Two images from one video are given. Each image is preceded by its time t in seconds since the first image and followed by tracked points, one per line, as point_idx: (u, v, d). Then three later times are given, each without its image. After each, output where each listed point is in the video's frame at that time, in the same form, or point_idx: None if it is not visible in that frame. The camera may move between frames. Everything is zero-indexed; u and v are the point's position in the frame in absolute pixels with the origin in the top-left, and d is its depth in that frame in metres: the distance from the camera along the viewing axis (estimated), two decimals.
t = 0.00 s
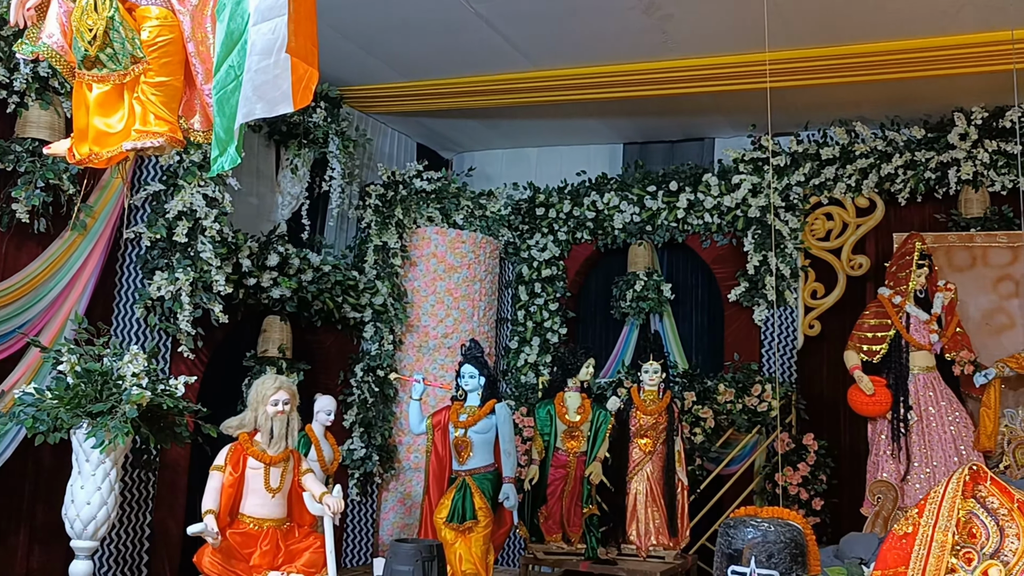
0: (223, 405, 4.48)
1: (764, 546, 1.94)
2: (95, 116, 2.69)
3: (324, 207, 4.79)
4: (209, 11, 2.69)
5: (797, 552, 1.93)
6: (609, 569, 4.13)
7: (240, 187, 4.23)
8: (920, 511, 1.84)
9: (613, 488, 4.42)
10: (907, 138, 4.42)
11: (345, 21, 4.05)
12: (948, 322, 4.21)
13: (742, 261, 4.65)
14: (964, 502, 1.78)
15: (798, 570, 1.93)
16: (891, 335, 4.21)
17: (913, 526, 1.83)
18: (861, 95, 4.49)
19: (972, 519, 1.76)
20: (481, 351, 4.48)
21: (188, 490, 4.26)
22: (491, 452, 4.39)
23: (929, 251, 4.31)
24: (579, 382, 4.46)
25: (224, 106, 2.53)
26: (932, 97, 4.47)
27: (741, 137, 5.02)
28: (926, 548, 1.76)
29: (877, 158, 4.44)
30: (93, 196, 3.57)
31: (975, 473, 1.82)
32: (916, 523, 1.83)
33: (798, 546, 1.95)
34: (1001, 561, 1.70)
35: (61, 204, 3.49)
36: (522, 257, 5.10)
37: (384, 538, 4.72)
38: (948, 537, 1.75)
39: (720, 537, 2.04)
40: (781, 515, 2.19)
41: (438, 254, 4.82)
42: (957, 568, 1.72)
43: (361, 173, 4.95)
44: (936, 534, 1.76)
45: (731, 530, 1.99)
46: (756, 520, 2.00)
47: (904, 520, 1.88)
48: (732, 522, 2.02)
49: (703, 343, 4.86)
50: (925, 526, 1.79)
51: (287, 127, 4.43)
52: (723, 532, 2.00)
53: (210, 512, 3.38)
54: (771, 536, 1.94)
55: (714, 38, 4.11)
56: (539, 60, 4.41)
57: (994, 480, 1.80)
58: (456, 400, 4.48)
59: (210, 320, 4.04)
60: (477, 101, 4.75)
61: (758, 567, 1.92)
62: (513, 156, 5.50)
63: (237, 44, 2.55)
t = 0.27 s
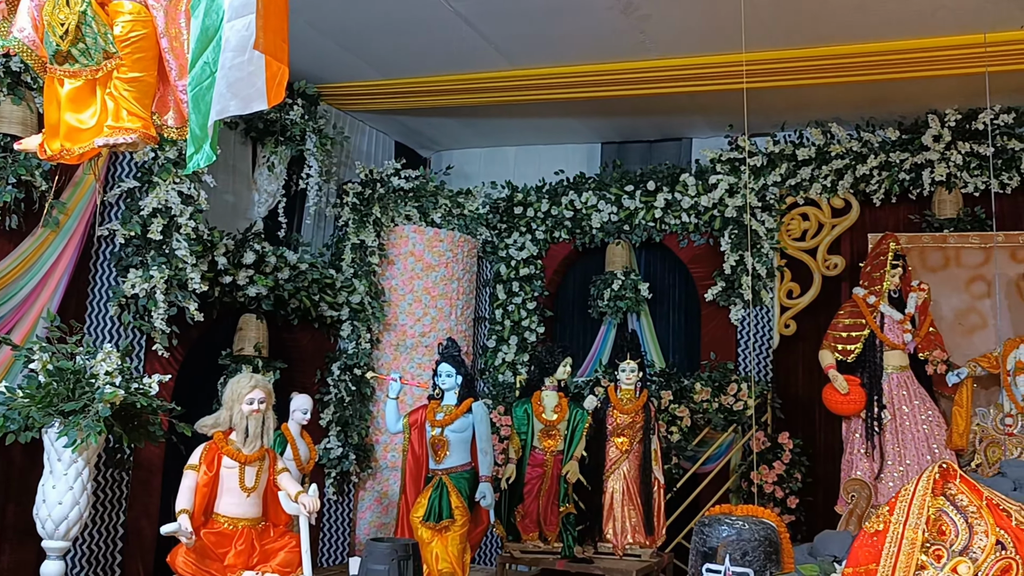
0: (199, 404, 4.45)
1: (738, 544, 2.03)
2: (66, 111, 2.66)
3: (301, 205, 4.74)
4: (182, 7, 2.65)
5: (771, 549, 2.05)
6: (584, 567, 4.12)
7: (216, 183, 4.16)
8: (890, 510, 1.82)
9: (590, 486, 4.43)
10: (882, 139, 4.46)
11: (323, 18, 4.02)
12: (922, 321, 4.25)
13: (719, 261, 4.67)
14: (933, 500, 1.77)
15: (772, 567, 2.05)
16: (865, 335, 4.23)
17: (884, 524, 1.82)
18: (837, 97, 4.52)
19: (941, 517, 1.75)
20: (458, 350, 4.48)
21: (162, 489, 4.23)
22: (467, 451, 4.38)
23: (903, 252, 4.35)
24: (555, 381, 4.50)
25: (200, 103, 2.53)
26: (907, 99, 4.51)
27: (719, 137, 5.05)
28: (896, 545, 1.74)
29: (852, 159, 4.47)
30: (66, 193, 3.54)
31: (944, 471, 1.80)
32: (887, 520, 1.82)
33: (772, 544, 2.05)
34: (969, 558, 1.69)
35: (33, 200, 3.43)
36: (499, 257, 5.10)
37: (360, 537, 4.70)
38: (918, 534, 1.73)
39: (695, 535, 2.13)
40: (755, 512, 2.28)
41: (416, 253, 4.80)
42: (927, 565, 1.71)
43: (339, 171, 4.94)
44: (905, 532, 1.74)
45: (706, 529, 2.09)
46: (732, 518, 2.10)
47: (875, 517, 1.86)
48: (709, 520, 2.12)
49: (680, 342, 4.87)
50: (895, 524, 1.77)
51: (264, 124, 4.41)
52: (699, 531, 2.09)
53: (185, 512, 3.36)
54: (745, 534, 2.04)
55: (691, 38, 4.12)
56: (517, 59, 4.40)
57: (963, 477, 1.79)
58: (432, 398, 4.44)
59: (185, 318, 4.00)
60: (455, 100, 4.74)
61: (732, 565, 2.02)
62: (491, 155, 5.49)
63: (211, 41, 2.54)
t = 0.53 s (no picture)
0: (175, 403, 4.41)
1: (714, 541, 2.09)
2: (40, 107, 2.62)
3: (279, 202, 4.72)
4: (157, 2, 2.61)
5: (747, 547, 2.09)
6: (562, 566, 4.12)
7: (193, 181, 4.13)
8: (864, 507, 1.93)
9: (568, 485, 4.42)
10: (858, 140, 4.51)
11: (301, 14, 4.00)
12: (897, 321, 4.28)
13: (697, 260, 4.69)
14: (906, 498, 1.90)
15: (748, 565, 2.09)
16: (841, 334, 4.27)
17: (858, 521, 1.91)
18: (815, 98, 4.55)
19: (913, 514, 1.87)
20: (437, 349, 4.47)
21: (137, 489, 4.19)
22: (446, 450, 4.38)
23: (879, 252, 4.38)
24: (535, 380, 4.48)
25: (177, 100, 2.50)
26: (883, 101, 4.54)
27: (697, 137, 5.07)
28: (869, 543, 1.84)
29: (830, 159, 4.49)
30: (40, 189, 3.50)
31: (916, 470, 1.95)
32: (860, 518, 1.91)
33: (747, 541, 2.11)
34: (941, 554, 1.79)
35: (6, 197, 3.39)
36: (478, 255, 5.09)
37: (338, 537, 4.65)
38: (890, 531, 1.84)
39: (671, 533, 2.18)
40: (731, 511, 2.35)
41: (395, 251, 4.79)
42: (899, 562, 1.81)
43: (317, 169, 4.91)
44: (879, 529, 1.85)
45: (683, 527, 2.13)
46: (708, 516, 2.15)
47: (848, 516, 1.96)
48: (685, 519, 2.17)
49: (658, 342, 4.89)
50: (869, 521, 1.88)
51: (242, 121, 4.35)
52: (676, 529, 2.13)
53: (160, 512, 3.31)
54: (722, 532, 2.10)
55: (671, 38, 4.13)
56: (497, 57, 4.40)
57: (934, 475, 1.93)
58: (411, 398, 4.45)
59: (161, 316, 3.96)
60: (434, 98, 4.73)
61: (708, 562, 2.06)
62: (471, 154, 5.48)
63: (188, 36, 2.51)
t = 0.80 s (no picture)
0: (152, 402, 4.36)
1: (693, 539, 2.17)
2: (15, 103, 2.59)
3: (259, 200, 4.68)
4: None
5: (725, 544, 2.18)
6: (542, 564, 4.13)
7: (172, 178, 4.10)
8: (840, 506, 1.94)
9: (548, 484, 4.42)
10: (838, 140, 4.53)
11: (281, 12, 3.98)
12: (875, 320, 4.30)
13: (678, 260, 4.70)
14: (882, 496, 1.89)
15: (726, 562, 2.18)
16: (819, 333, 4.30)
17: (834, 519, 1.92)
18: (794, 99, 4.58)
19: (889, 512, 1.87)
20: (417, 348, 4.46)
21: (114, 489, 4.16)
22: (425, 450, 4.37)
23: (857, 252, 4.41)
24: (515, 379, 4.49)
25: (156, 98, 2.50)
26: (862, 102, 4.58)
27: (678, 137, 5.09)
28: (845, 541, 1.85)
29: (809, 160, 4.51)
30: (15, 186, 3.44)
31: (891, 471, 1.95)
32: (837, 516, 1.92)
33: (725, 539, 2.19)
34: (916, 552, 1.80)
35: None
36: (459, 254, 5.07)
37: (319, 535, 4.68)
38: (866, 529, 1.84)
39: (651, 532, 2.26)
40: (710, 509, 2.36)
41: (376, 249, 4.78)
42: (875, 560, 1.81)
43: (297, 167, 4.89)
44: (855, 527, 1.86)
45: (662, 525, 2.22)
46: (687, 514, 2.23)
47: (824, 514, 1.97)
48: (664, 516, 2.25)
49: (639, 340, 4.92)
50: (845, 519, 1.89)
51: (221, 118, 4.34)
52: (656, 527, 2.22)
53: (137, 512, 3.28)
54: (700, 530, 2.18)
55: (651, 38, 4.15)
56: (478, 56, 4.40)
57: (909, 474, 1.93)
58: (390, 397, 4.46)
59: (139, 315, 3.92)
60: (416, 96, 4.72)
61: (688, 560, 2.16)
62: (452, 152, 5.47)
63: (165, 33, 2.53)
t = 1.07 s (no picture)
0: (132, 401, 4.32)
1: (673, 538, 2.19)
2: None
3: (240, 198, 4.67)
4: None
5: (705, 543, 2.21)
6: (524, 563, 4.13)
7: (152, 176, 4.07)
8: (817, 503, 1.90)
9: (530, 483, 4.43)
10: (819, 141, 4.54)
11: (263, 9, 3.96)
12: (855, 320, 4.34)
13: (660, 259, 4.72)
14: (859, 494, 1.88)
15: (706, 561, 2.20)
16: (800, 333, 4.31)
17: (811, 517, 1.89)
18: (775, 99, 4.60)
19: (866, 510, 1.86)
20: (399, 346, 4.46)
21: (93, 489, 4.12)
22: (407, 449, 4.36)
23: (838, 252, 4.43)
24: (497, 378, 4.48)
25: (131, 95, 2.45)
26: (842, 102, 4.61)
27: (660, 136, 5.10)
28: (822, 539, 1.83)
29: (790, 160, 4.54)
30: None
31: (868, 467, 1.93)
32: (814, 514, 1.89)
33: (705, 538, 2.22)
34: (892, 549, 1.80)
35: None
36: (442, 253, 5.07)
37: (300, 536, 4.64)
38: (843, 527, 1.83)
39: (633, 531, 2.28)
40: (691, 508, 2.44)
41: (358, 248, 4.77)
42: (852, 557, 1.82)
43: (279, 165, 4.86)
44: (832, 524, 1.84)
45: (642, 524, 2.24)
46: (667, 514, 2.25)
47: (801, 511, 1.93)
48: (644, 516, 2.28)
49: (621, 339, 4.91)
50: (822, 517, 1.86)
51: (202, 116, 4.30)
52: (635, 526, 2.24)
53: (116, 511, 3.26)
54: (681, 528, 2.20)
55: (634, 38, 4.16)
56: (461, 55, 4.39)
57: (886, 472, 1.92)
58: (372, 396, 4.44)
59: (118, 313, 3.88)
60: (398, 95, 4.71)
61: (667, 558, 2.17)
62: (434, 151, 5.47)
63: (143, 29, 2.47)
